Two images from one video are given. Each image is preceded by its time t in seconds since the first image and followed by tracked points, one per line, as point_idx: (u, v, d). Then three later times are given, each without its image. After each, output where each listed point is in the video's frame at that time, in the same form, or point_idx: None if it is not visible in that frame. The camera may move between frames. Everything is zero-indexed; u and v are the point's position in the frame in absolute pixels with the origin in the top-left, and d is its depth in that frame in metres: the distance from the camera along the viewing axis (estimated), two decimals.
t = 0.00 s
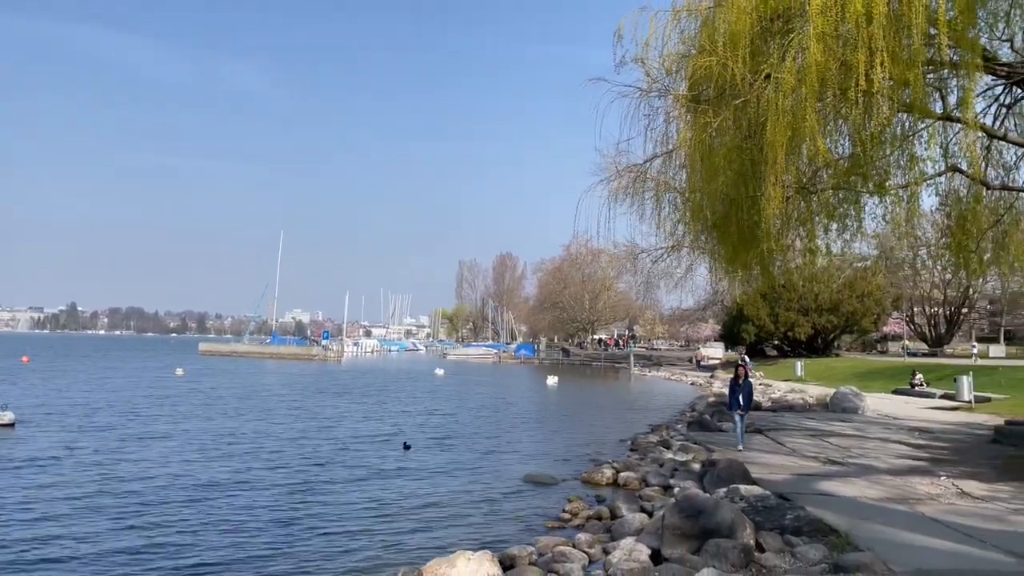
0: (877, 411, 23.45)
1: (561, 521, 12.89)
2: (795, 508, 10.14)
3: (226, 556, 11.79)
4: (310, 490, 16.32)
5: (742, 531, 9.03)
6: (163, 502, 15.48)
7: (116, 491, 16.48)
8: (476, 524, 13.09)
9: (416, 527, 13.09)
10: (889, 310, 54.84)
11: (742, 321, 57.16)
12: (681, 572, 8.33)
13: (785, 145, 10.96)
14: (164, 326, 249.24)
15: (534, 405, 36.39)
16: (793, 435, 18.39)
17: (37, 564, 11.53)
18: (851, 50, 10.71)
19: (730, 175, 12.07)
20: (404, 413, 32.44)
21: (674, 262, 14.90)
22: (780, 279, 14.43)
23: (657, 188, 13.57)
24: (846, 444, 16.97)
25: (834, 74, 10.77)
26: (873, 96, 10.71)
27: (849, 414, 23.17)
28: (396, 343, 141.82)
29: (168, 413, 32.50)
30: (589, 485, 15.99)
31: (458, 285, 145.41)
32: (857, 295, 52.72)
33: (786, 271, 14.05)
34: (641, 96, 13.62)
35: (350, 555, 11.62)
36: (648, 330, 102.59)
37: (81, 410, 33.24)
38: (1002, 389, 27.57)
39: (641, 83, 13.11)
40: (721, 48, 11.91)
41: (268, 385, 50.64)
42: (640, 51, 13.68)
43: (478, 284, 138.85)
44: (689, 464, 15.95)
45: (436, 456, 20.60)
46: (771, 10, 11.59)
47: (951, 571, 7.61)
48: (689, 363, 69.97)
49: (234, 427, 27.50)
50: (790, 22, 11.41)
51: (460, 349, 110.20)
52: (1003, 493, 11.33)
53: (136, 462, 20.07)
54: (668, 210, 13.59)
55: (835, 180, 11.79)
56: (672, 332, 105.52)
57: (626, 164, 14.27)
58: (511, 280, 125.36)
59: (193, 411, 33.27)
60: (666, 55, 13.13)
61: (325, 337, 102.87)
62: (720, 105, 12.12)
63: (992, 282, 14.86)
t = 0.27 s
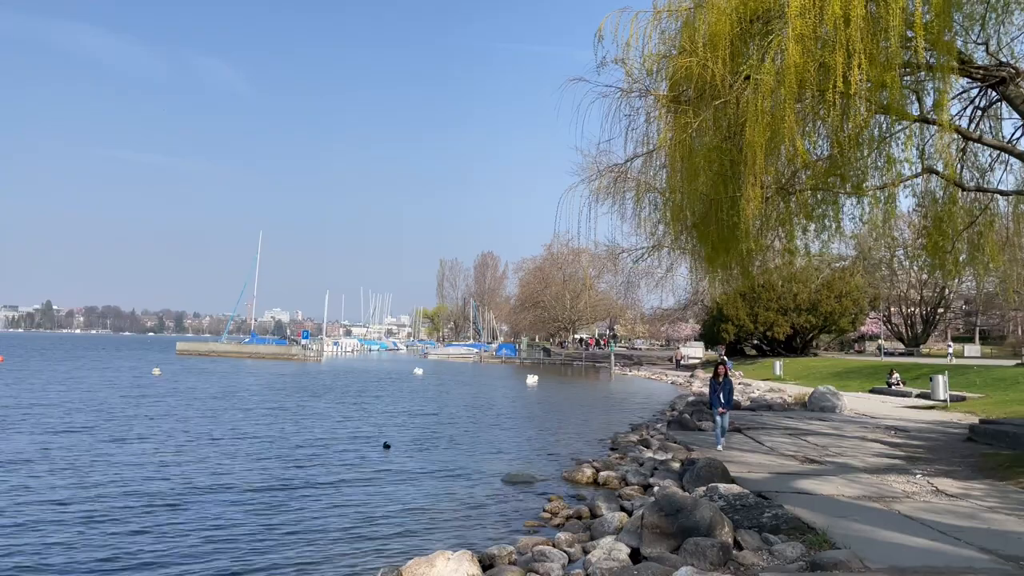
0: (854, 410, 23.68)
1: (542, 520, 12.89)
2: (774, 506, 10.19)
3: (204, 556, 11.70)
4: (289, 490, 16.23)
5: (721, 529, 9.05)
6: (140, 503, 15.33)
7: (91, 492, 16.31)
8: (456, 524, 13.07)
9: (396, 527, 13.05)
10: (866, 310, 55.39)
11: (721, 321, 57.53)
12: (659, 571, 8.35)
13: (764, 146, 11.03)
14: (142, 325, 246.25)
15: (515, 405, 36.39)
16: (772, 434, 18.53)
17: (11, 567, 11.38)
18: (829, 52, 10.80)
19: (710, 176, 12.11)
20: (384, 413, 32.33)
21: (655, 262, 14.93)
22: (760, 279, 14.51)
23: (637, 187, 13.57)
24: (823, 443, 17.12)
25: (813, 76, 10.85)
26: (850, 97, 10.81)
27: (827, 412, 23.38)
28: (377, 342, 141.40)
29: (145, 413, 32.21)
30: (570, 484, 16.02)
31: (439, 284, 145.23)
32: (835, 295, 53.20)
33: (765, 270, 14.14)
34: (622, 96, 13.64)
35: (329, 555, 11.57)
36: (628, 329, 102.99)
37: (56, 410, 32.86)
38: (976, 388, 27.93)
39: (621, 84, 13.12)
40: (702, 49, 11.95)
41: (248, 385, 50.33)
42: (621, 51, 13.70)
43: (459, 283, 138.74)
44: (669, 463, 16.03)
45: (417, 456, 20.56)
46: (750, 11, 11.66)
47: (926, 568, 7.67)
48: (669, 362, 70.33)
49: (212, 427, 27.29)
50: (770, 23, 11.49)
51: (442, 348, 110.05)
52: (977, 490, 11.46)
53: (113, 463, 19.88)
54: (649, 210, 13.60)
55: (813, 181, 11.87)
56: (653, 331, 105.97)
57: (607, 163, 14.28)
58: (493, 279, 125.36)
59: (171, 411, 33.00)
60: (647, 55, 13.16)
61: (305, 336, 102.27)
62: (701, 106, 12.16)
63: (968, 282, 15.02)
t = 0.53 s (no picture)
0: (832, 409, 23.92)
1: (521, 519, 12.89)
2: (751, 505, 10.27)
3: (181, 557, 11.61)
4: (268, 491, 16.13)
5: (700, 528, 9.12)
6: (117, 505, 15.17)
7: (67, 495, 16.11)
8: (435, 524, 13.05)
9: (375, 527, 13.01)
10: (844, 310, 55.94)
11: (701, 320, 57.85)
12: (639, 569, 8.39)
13: (743, 146, 11.11)
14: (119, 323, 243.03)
15: (495, 404, 36.35)
16: (750, 433, 18.66)
17: None
18: (808, 54, 10.89)
19: (690, 176, 12.16)
20: (364, 413, 32.17)
21: (635, 262, 14.96)
22: (739, 278, 14.58)
23: (617, 187, 13.58)
24: (801, 441, 17.26)
25: (792, 77, 10.95)
26: (828, 99, 10.91)
27: (804, 412, 23.59)
28: (357, 341, 140.88)
29: (122, 413, 31.87)
30: (550, 483, 16.05)
31: (421, 283, 144.90)
32: (813, 295, 53.67)
33: (744, 270, 14.24)
34: (603, 96, 13.65)
35: (308, 556, 11.51)
36: (609, 329, 103.36)
37: (31, 410, 32.42)
38: (951, 387, 28.31)
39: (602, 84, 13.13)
40: (682, 49, 12.00)
41: (226, 385, 49.94)
42: (602, 51, 13.72)
43: (440, 283, 138.62)
44: (649, 462, 16.09)
45: (397, 456, 20.50)
46: (730, 13, 11.73)
47: (900, 566, 7.77)
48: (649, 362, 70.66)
49: (190, 427, 27.04)
50: (749, 25, 11.57)
51: (422, 348, 109.81)
52: (951, 488, 11.62)
53: (89, 464, 19.66)
54: (630, 210, 13.60)
55: (792, 181, 11.96)
56: (634, 331, 106.39)
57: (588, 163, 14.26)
58: (474, 278, 125.30)
59: (148, 411, 32.65)
60: (627, 55, 13.18)
61: (284, 336, 101.56)
62: (681, 106, 12.22)
63: (944, 283, 15.20)
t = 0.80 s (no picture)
0: (810, 408, 24.12)
1: (501, 519, 12.90)
2: (730, 503, 10.34)
3: (158, 558, 11.51)
4: (246, 492, 16.02)
5: (678, 526, 9.17)
6: (93, 506, 14.99)
7: (41, 496, 15.90)
8: (415, 523, 13.02)
9: (355, 527, 12.96)
10: (822, 310, 56.45)
11: (681, 320, 58.12)
12: (618, 567, 8.42)
13: (723, 147, 11.18)
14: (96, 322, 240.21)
15: (476, 404, 36.31)
16: (730, 432, 18.78)
17: None
18: (786, 55, 10.98)
19: (669, 176, 12.22)
20: (345, 413, 32.02)
21: (616, 262, 15.00)
22: (719, 278, 14.67)
23: (599, 187, 13.59)
24: (779, 440, 17.40)
25: (771, 79, 11.04)
26: (806, 101, 11.00)
27: (783, 411, 23.77)
28: (338, 341, 140.24)
29: (99, 413, 31.52)
30: (530, 482, 16.07)
31: (402, 283, 144.49)
32: (792, 295, 54.11)
33: (724, 270, 14.32)
34: (584, 96, 13.69)
35: (287, 556, 11.45)
36: (591, 329, 103.60)
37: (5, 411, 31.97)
38: (926, 386, 28.65)
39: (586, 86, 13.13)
40: (663, 50, 12.07)
41: (204, 384, 49.51)
42: (583, 51, 13.77)
43: (422, 282, 138.31)
44: (629, 462, 16.15)
45: (377, 456, 20.42)
46: (710, 15, 11.84)
47: (876, 563, 7.86)
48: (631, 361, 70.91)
49: (167, 427, 26.78)
50: (729, 27, 11.65)
51: (404, 347, 109.51)
52: (926, 486, 11.77)
53: (64, 465, 19.41)
54: (610, 211, 13.62)
55: (771, 182, 12.05)
56: (615, 330, 106.69)
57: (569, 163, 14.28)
58: (456, 278, 125.13)
59: (125, 411, 32.31)
60: (609, 56, 13.24)
61: (264, 335, 100.84)
62: (661, 107, 12.28)
63: (920, 283, 15.37)
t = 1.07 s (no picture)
0: (788, 407, 24.31)
1: (481, 519, 12.89)
2: (708, 502, 10.40)
3: (135, 560, 11.40)
4: (224, 493, 15.90)
5: (657, 525, 9.21)
6: (68, 507, 14.82)
7: (15, 498, 15.69)
8: (395, 524, 12.99)
9: (335, 527, 12.91)
10: (801, 310, 56.96)
11: (662, 320, 58.36)
12: (597, 567, 8.45)
13: (703, 148, 11.23)
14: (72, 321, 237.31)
15: (457, 404, 36.25)
16: (709, 431, 18.89)
17: None
18: (766, 57, 11.06)
19: (650, 177, 12.26)
20: (325, 413, 31.85)
21: (598, 262, 15.02)
22: (699, 278, 14.73)
23: (580, 187, 13.57)
24: (758, 439, 17.52)
25: (751, 80, 11.12)
26: (785, 102, 11.09)
27: (762, 410, 23.94)
28: (319, 341, 139.54)
29: (75, 414, 31.15)
30: (511, 482, 16.08)
31: (383, 282, 144.01)
32: (771, 295, 54.53)
33: (704, 270, 14.36)
34: (566, 97, 13.69)
35: (265, 557, 11.38)
36: (572, 328, 103.75)
37: None
38: (903, 385, 28.97)
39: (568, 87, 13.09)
40: (643, 51, 12.12)
41: (183, 384, 49.05)
42: (565, 52, 13.79)
43: (404, 282, 137.92)
44: (609, 461, 16.20)
45: (357, 456, 20.32)
46: (690, 16, 11.91)
47: (852, 560, 7.93)
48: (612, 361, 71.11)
49: (144, 428, 26.51)
50: (709, 29, 11.74)
51: (385, 347, 109.14)
52: (901, 485, 11.90)
53: (38, 466, 19.14)
54: (592, 211, 13.62)
55: (750, 183, 12.12)
56: (597, 330, 106.95)
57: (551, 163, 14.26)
58: (438, 277, 124.88)
59: (102, 412, 31.94)
60: (590, 57, 13.28)
61: (243, 335, 100.05)
62: (642, 107, 12.33)
63: (897, 284, 15.52)
